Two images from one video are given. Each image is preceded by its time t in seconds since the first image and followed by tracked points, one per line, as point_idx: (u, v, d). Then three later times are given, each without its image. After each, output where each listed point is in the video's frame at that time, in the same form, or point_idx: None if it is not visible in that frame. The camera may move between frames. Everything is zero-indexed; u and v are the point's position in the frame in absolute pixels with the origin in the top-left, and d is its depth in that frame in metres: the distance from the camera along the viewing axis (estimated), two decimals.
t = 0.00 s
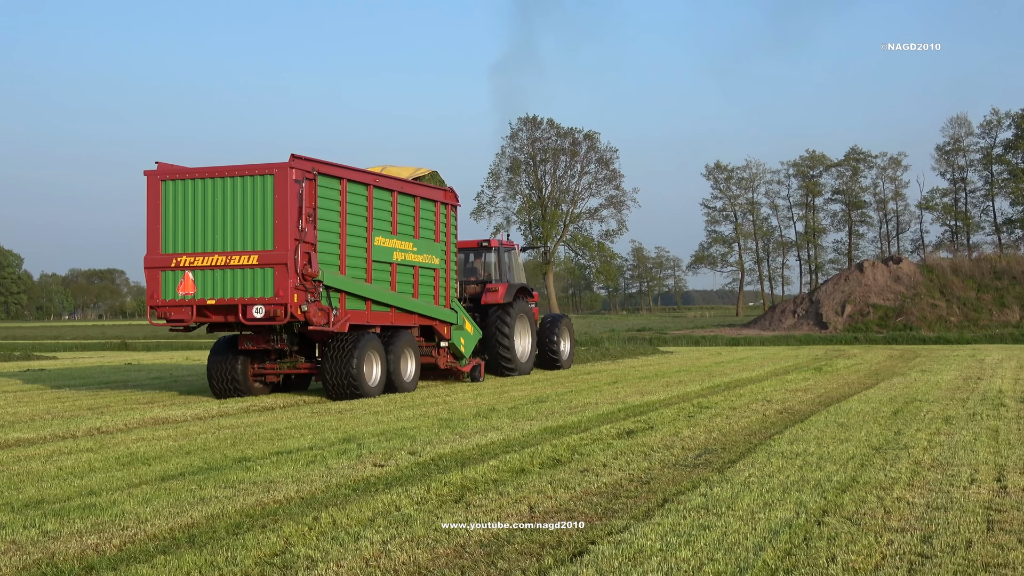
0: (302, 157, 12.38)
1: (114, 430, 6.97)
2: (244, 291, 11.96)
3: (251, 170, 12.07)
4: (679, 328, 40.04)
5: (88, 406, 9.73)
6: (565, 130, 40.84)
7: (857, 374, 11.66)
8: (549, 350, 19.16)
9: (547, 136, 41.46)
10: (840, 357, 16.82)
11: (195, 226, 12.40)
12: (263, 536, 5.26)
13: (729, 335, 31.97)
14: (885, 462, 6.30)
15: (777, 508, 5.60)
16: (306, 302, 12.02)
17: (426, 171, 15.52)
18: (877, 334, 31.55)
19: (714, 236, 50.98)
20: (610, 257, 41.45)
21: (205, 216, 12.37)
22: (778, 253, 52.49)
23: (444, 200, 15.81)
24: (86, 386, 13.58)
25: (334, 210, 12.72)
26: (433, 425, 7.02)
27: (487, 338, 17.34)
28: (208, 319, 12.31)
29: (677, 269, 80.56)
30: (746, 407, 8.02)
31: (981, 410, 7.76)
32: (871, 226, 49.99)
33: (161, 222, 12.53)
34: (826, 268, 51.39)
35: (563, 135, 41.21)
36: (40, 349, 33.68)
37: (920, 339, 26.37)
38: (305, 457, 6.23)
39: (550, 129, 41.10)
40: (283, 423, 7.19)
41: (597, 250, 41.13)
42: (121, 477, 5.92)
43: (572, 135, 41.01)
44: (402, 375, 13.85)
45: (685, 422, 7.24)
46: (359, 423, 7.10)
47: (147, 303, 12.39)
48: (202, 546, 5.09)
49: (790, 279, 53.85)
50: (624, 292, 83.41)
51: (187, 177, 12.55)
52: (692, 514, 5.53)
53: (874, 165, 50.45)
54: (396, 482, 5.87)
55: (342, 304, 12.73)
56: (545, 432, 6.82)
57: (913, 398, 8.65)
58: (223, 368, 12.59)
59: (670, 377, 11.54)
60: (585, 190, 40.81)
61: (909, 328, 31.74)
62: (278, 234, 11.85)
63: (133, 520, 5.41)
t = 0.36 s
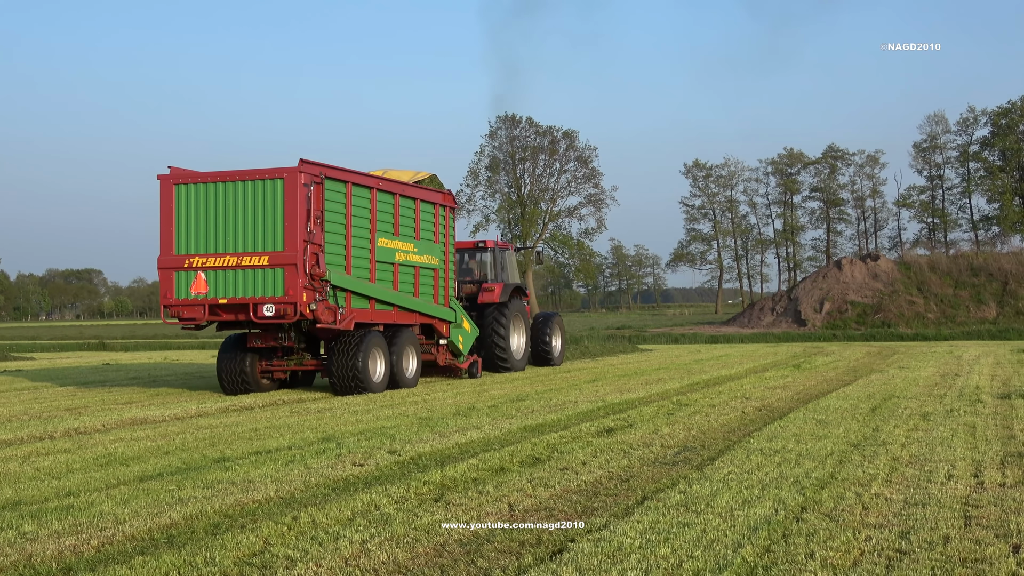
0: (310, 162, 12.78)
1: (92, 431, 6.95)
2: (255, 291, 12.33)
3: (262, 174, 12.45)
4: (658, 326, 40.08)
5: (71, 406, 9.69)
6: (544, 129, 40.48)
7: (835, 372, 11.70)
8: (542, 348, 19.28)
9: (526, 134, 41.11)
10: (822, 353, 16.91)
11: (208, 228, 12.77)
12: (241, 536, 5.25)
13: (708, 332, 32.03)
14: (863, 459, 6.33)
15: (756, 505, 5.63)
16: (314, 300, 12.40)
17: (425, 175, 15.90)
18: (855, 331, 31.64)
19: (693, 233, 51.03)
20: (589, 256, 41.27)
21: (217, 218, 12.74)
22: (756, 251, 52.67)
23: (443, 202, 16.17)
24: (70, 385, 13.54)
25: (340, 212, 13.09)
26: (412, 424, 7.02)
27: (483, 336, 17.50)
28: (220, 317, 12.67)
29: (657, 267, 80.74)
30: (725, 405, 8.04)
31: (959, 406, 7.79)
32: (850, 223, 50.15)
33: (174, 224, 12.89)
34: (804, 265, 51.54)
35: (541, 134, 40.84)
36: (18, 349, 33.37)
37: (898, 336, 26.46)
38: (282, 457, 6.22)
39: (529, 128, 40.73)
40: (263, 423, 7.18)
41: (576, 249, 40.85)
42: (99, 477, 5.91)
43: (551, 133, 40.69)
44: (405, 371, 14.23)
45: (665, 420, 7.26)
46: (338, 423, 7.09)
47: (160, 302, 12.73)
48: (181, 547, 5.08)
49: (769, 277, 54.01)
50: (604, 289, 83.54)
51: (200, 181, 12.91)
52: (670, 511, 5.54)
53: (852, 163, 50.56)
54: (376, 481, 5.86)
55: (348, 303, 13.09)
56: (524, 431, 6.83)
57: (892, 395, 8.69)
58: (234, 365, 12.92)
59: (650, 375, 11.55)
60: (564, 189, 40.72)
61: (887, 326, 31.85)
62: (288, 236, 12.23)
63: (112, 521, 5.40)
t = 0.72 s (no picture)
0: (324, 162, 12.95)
1: (70, 432, 6.80)
2: (271, 289, 12.53)
3: (277, 175, 12.63)
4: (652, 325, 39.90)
5: (57, 404, 9.54)
6: (535, 122, 39.32)
7: (832, 372, 11.57)
8: (545, 346, 19.23)
9: (516, 128, 39.82)
10: (817, 355, 16.81)
11: (223, 227, 12.94)
12: (224, 538, 5.11)
13: (702, 332, 31.90)
14: (860, 461, 6.21)
15: (750, 509, 5.50)
16: (328, 299, 12.59)
17: (433, 174, 16.01)
18: (852, 331, 31.53)
19: (687, 231, 50.90)
20: (581, 253, 40.69)
21: (233, 217, 12.92)
22: (752, 249, 52.51)
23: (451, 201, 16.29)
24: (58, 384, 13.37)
25: (353, 211, 13.25)
26: (399, 424, 6.88)
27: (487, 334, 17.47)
28: (235, 315, 12.84)
29: (650, 265, 80.62)
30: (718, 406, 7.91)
31: (957, 408, 7.67)
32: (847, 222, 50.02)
33: (190, 223, 13.06)
34: (800, 264, 51.43)
35: (532, 128, 39.66)
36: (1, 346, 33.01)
37: (896, 336, 26.35)
38: (267, 458, 6.08)
39: (519, 121, 39.48)
40: (246, 422, 7.05)
41: (568, 246, 40.15)
42: (77, 478, 5.76)
43: (542, 127, 39.56)
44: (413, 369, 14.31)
45: (658, 421, 7.14)
46: (323, 423, 6.96)
47: (176, 300, 12.89)
48: (161, 550, 4.94)
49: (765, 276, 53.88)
50: (596, 288, 83.35)
51: (215, 181, 13.08)
52: (662, 515, 5.42)
53: (849, 160, 50.46)
54: (362, 483, 5.73)
55: (360, 301, 13.24)
56: (514, 432, 6.69)
57: (888, 396, 8.56)
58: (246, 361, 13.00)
59: (643, 375, 11.43)
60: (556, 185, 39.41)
61: (885, 325, 31.78)
62: (303, 235, 12.42)
63: (90, 522, 5.26)
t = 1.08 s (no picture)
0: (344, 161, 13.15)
1: (56, 433, 6.65)
2: (292, 286, 12.76)
3: (298, 174, 12.83)
4: (654, 322, 39.65)
5: (47, 405, 9.40)
6: (534, 115, 38.94)
7: (839, 371, 11.43)
8: (556, 344, 19.40)
9: (514, 120, 39.39)
10: (821, 353, 16.67)
11: (244, 225, 13.14)
12: (213, 542, 4.95)
13: (704, 330, 31.69)
14: (867, 463, 6.04)
15: (754, 512, 5.34)
16: (348, 296, 12.81)
17: (448, 172, 16.17)
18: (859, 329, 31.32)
19: (689, 227, 50.69)
20: (581, 249, 40.08)
21: (253, 216, 13.12)
22: (756, 244, 52.29)
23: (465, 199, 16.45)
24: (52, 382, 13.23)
25: (371, 210, 13.44)
26: (393, 424, 6.73)
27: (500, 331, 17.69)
28: (255, 312, 13.06)
29: (651, 261, 80.51)
30: (723, 406, 7.76)
31: (967, 408, 7.51)
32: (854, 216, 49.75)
33: (211, 221, 13.28)
34: (806, 260, 51.19)
35: (531, 121, 39.26)
36: None
37: (904, 334, 26.15)
38: (257, 460, 5.93)
39: (518, 114, 39.07)
40: (238, 423, 6.91)
41: (567, 241, 39.46)
42: (62, 481, 5.61)
43: (540, 120, 39.17)
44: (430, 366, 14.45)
45: (660, 422, 6.98)
46: (315, 423, 6.81)
47: (198, 297, 13.10)
48: (148, 554, 4.78)
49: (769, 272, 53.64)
50: (596, 285, 83.16)
51: (235, 180, 13.29)
52: (664, 518, 5.26)
53: (856, 153, 50.21)
54: (354, 485, 5.57)
55: (378, 299, 13.44)
56: (511, 432, 6.54)
57: (897, 396, 8.40)
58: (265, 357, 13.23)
59: (644, 374, 11.26)
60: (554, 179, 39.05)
61: (893, 322, 31.59)
62: (324, 233, 12.63)
63: (75, 525, 5.10)
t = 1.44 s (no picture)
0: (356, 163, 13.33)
1: (33, 437, 6.48)
2: (305, 286, 12.98)
3: (311, 175, 13.03)
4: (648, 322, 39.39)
5: (28, 407, 9.21)
6: (525, 109, 38.39)
7: (837, 372, 11.26)
8: (559, 342, 19.41)
9: (505, 115, 38.83)
10: (819, 353, 16.55)
11: (257, 226, 13.36)
12: (194, 548, 4.78)
13: (699, 330, 31.51)
14: (866, 466, 5.89)
15: (750, 516, 5.19)
16: (361, 296, 12.99)
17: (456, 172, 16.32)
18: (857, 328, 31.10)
19: (684, 224, 50.51)
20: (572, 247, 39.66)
21: (267, 217, 13.33)
22: (753, 242, 52.13)
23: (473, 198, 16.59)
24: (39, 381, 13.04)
25: (382, 210, 13.61)
26: (380, 428, 6.58)
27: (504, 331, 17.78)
28: (269, 312, 13.28)
29: (645, 259, 80.37)
30: (718, 407, 7.61)
31: (969, 410, 7.37)
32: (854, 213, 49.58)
33: (225, 222, 13.50)
34: (804, 258, 51.01)
35: (521, 116, 38.72)
36: None
37: (904, 334, 25.99)
38: (240, 464, 5.77)
39: (508, 109, 38.52)
40: (220, 426, 6.75)
41: (559, 239, 38.83)
42: (38, 487, 5.44)
43: (531, 115, 38.63)
44: (439, 365, 14.60)
45: (653, 424, 6.84)
46: (300, 426, 6.66)
47: (212, 297, 13.32)
48: (127, 560, 4.60)
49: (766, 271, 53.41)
50: (588, 284, 82.90)
51: (249, 181, 13.50)
52: (657, 523, 5.11)
53: (855, 148, 50.04)
54: (339, 490, 5.41)
55: (389, 298, 13.60)
56: (501, 435, 6.39)
57: (897, 398, 8.25)
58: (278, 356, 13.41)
59: (637, 375, 11.11)
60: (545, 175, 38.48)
61: (893, 322, 31.41)
62: (337, 233, 12.83)
63: (52, 531, 4.91)
